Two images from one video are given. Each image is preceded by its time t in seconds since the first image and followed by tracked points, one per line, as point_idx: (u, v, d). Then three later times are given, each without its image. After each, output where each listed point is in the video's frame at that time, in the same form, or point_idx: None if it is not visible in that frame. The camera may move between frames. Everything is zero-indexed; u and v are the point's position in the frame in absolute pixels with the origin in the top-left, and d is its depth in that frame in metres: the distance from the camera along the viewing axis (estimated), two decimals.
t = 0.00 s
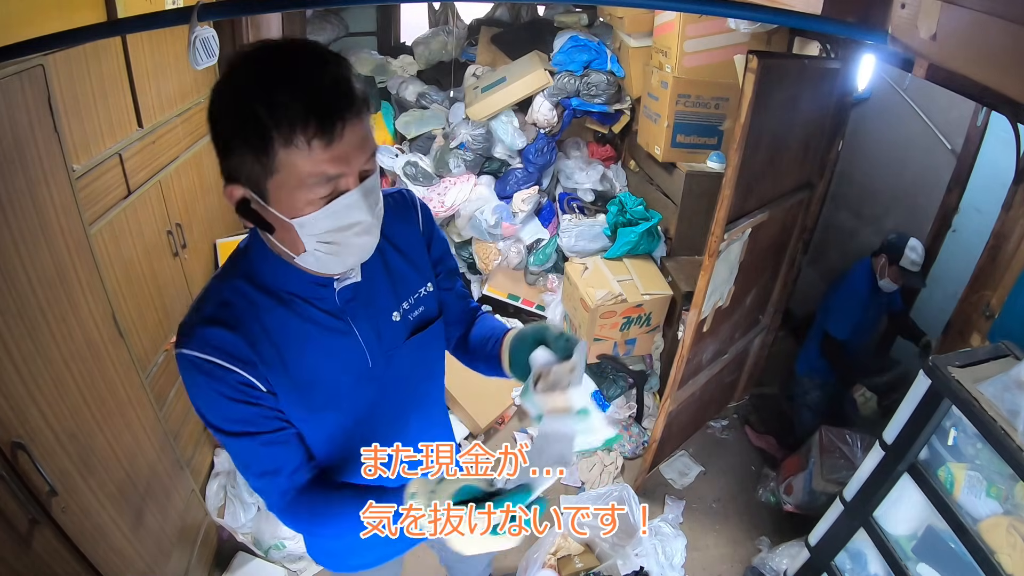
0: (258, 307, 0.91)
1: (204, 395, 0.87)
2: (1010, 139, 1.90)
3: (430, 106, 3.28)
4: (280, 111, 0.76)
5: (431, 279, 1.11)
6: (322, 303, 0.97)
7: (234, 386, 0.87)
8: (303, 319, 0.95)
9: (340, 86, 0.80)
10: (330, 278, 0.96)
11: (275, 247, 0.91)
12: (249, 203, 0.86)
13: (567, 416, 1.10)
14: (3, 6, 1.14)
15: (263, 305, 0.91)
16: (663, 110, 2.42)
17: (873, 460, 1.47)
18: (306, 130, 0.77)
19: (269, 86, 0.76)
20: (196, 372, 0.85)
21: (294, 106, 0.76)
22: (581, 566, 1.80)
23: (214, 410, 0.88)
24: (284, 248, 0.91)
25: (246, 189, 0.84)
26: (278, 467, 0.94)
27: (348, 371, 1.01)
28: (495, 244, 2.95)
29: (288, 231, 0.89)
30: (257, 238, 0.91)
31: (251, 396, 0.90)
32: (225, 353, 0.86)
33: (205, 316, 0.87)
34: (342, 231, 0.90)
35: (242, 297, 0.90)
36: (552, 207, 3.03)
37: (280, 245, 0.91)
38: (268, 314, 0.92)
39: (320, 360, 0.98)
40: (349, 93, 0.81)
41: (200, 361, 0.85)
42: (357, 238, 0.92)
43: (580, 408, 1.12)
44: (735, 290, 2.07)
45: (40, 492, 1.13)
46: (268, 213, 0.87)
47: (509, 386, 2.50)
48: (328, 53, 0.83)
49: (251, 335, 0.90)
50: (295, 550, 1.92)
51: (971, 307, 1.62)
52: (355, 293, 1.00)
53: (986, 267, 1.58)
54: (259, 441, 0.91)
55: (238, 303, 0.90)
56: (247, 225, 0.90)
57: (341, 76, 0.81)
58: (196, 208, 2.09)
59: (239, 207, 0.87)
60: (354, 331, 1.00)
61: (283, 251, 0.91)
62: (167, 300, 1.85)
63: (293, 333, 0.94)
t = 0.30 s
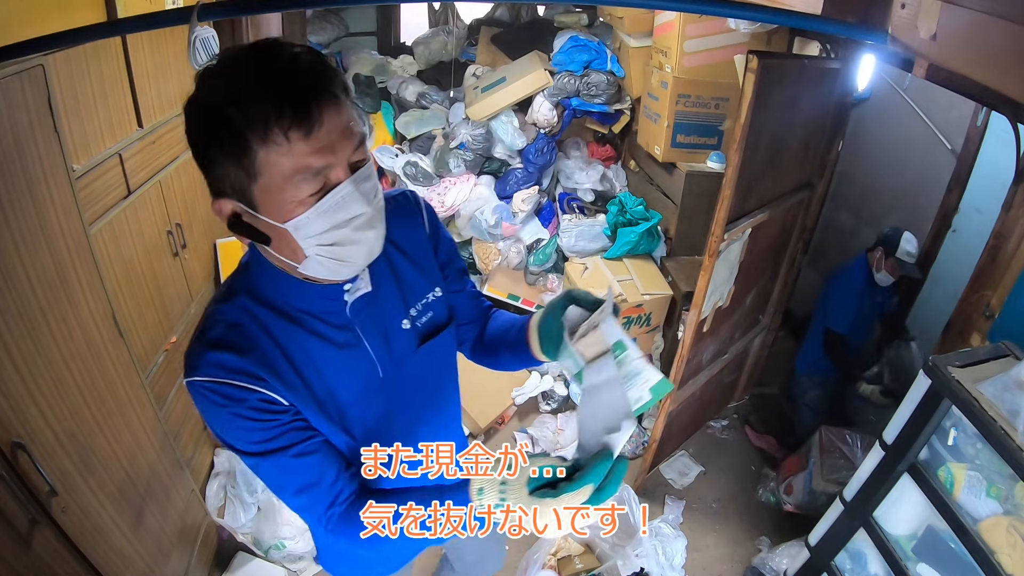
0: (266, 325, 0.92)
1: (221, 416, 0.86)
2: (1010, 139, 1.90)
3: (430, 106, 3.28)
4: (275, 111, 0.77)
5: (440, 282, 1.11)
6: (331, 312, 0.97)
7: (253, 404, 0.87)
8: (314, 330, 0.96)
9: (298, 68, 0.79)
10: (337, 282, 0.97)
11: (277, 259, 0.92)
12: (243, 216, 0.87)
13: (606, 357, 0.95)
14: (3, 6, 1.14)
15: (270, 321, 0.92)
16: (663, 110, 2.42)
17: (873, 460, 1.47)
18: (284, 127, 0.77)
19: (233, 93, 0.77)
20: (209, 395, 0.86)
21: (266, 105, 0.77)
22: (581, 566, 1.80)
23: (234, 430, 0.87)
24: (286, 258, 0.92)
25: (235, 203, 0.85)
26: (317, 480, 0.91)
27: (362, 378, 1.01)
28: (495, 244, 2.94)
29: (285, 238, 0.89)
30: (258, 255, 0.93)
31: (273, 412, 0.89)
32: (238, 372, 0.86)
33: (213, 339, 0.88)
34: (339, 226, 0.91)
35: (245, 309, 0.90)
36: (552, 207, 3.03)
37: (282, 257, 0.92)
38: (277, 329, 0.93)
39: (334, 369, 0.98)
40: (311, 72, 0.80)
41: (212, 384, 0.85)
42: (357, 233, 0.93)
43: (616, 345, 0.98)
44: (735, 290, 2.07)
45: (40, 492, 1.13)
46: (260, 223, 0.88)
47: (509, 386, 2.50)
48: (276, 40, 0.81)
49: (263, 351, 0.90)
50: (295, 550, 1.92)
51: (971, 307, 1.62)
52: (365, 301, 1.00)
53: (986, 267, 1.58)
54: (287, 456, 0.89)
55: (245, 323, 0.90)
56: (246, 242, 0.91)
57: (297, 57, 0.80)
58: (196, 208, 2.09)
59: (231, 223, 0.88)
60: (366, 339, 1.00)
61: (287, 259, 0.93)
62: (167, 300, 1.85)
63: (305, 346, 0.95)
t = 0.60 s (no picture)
0: (310, 323, 0.92)
1: (260, 409, 0.86)
2: (1010, 139, 1.90)
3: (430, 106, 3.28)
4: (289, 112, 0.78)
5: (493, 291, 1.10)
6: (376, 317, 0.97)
7: (294, 400, 0.86)
8: (359, 332, 0.96)
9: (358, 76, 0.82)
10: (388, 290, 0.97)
11: (329, 262, 0.95)
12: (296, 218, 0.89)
13: (659, 364, 0.93)
14: (3, 7, 1.14)
15: (319, 321, 0.92)
16: (663, 110, 2.42)
17: (873, 460, 1.47)
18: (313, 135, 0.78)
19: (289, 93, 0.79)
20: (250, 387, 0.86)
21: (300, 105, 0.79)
22: (581, 567, 1.80)
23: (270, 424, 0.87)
24: (337, 262, 0.95)
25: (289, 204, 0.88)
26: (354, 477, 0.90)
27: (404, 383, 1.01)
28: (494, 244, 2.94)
29: (335, 240, 0.92)
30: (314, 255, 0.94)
31: (313, 412, 0.89)
32: (282, 368, 0.86)
33: (258, 334, 0.88)
34: (389, 228, 0.92)
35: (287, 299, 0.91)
36: (553, 207, 3.03)
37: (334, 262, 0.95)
38: (324, 330, 0.93)
39: (376, 373, 0.98)
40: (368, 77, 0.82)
41: (254, 376, 0.85)
42: (410, 237, 0.94)
43: (670, 349, 0.95)
44: (735, 290, 2.07)
45: (40, 492, 1.13)
46: (313, 225, 0.90)
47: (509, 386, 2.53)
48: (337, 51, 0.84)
49: (308, 350, 0.90)
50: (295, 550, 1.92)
51: (971, 307, 1.62)
52: (414, 308, 1.00)
53: (986, 266, 1.58)
54: (324, 452, 0.88)
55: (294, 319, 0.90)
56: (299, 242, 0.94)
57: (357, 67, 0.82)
58: (196, 208, 2.09)
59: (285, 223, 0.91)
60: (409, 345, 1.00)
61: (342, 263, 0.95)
62: (167, 300, 1.85)
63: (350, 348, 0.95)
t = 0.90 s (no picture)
0: (278, 371, 0.92)
1: (224, 469, 0.84)
2: (1010, 138, 1.90)
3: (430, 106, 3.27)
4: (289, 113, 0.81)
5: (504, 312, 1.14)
6: (342, 359, 0.99)
7: (258, 461, 0.86)
8: (325, 373, 0.97)
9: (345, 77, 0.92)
10: (356, 316, 0.99)
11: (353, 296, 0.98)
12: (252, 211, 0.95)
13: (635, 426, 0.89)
14: (3, 6, 1.14)
15: (286, 368, 0.93)
16: (663, 110, 2.42)
17: (873, 460, 1.48)
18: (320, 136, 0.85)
19: (296, 95, 0.86)
20: (209, 447, 0.83)
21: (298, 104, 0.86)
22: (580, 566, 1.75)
23: (232, 482, 0.85)
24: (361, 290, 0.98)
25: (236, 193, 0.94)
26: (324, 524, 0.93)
27: (373, 423, 1.04)
28: (494, 244, 2.94)
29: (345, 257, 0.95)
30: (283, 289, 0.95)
31: (278, 469, 0.89)
32: (248, 425, 0.85)
33: (221, 385, 0.85)
34: (312, 212, 0.91)
35: (255, 334, 0.92)
36: (553, 207, 3.03)
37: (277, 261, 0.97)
38: (289, 375, 0.93)
39: (347, 415, 0.99)
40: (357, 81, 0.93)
41: (217, 437, 0.83)
42: (334, 228, 0.94)
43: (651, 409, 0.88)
44: (735, 290, 2.07)
45: (40, 492, 1.13)
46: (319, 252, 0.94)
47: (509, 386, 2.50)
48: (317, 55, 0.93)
49: (273, 400, 0.89)
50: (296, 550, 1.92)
51: (971, 307, 1.62)
52: (380, 342, 1.03)
53: (986, 266, 1.58)
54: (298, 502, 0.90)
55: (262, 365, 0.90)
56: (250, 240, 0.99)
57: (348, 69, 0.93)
58: (196, 208, 2.09)
59: (240, 218, 0.97)
60: (377, 384, 1.03)
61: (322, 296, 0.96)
62: (167, 300, 1.85)
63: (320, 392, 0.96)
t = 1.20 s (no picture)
0: (278, 385, 0.89)
1: (232, 492, 0.83)
2: (1010, 138, 1.90)
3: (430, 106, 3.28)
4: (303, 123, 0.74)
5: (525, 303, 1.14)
6: (343, 364, 0.96)
7: (267, 481, 0.85)
8: (325, 380, 0.94)
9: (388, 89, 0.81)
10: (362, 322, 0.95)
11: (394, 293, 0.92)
12: (339, 226, 0.80)
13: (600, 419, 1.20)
14: (5, 7, 1.14)
15: (286, 381, 0.90)
16: (663, 110, 2.42)
17: (873, 460, 1.48)
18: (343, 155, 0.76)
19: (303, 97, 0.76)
20: (214, 470, 0.82)
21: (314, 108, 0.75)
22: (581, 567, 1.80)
23: (239, 504, 0.84)
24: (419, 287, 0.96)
25: (337, 208, 0.79)
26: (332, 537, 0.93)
27: (375, 427, 1.02)
28: (494, 245, 2.92)
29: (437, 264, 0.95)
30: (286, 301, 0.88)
31: (285, 486, 0.88)
32: (252, 446, 0.84)
33: (219, 406, 0.83)
34: (438, 223, 0.90)
35: (260, 340, 0.90)
36: (552, 207, 3.03)
37: (364, 277, 0.85)
38: (290, 387, 0.91)
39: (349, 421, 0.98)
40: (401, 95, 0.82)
41: (221, 461, 0.81)
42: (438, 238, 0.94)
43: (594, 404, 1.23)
44: (735, 290, 2.07)
45: (40, 492, 1.13)
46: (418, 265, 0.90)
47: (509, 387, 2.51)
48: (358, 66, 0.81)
49: (275, 417, 0.88)
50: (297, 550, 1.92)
51: (971, 307, 1.62)
52: (379, 344, 1.01)
53: (986, 266, 1.58)
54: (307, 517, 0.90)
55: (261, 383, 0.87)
56: (333, 261, 0.82)
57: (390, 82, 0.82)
58: (196, 208, 2.09)
59: (322, 236, 0.80)
60: (377, 388, 1.02)
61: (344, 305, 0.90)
62: (167, 300, 1.85)
63: (322, 403, 0.94)
